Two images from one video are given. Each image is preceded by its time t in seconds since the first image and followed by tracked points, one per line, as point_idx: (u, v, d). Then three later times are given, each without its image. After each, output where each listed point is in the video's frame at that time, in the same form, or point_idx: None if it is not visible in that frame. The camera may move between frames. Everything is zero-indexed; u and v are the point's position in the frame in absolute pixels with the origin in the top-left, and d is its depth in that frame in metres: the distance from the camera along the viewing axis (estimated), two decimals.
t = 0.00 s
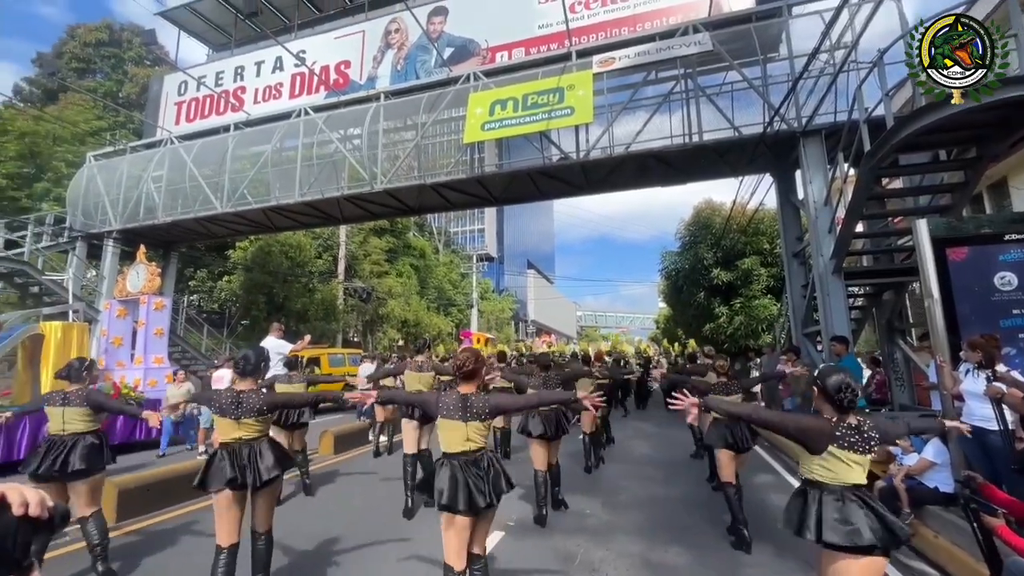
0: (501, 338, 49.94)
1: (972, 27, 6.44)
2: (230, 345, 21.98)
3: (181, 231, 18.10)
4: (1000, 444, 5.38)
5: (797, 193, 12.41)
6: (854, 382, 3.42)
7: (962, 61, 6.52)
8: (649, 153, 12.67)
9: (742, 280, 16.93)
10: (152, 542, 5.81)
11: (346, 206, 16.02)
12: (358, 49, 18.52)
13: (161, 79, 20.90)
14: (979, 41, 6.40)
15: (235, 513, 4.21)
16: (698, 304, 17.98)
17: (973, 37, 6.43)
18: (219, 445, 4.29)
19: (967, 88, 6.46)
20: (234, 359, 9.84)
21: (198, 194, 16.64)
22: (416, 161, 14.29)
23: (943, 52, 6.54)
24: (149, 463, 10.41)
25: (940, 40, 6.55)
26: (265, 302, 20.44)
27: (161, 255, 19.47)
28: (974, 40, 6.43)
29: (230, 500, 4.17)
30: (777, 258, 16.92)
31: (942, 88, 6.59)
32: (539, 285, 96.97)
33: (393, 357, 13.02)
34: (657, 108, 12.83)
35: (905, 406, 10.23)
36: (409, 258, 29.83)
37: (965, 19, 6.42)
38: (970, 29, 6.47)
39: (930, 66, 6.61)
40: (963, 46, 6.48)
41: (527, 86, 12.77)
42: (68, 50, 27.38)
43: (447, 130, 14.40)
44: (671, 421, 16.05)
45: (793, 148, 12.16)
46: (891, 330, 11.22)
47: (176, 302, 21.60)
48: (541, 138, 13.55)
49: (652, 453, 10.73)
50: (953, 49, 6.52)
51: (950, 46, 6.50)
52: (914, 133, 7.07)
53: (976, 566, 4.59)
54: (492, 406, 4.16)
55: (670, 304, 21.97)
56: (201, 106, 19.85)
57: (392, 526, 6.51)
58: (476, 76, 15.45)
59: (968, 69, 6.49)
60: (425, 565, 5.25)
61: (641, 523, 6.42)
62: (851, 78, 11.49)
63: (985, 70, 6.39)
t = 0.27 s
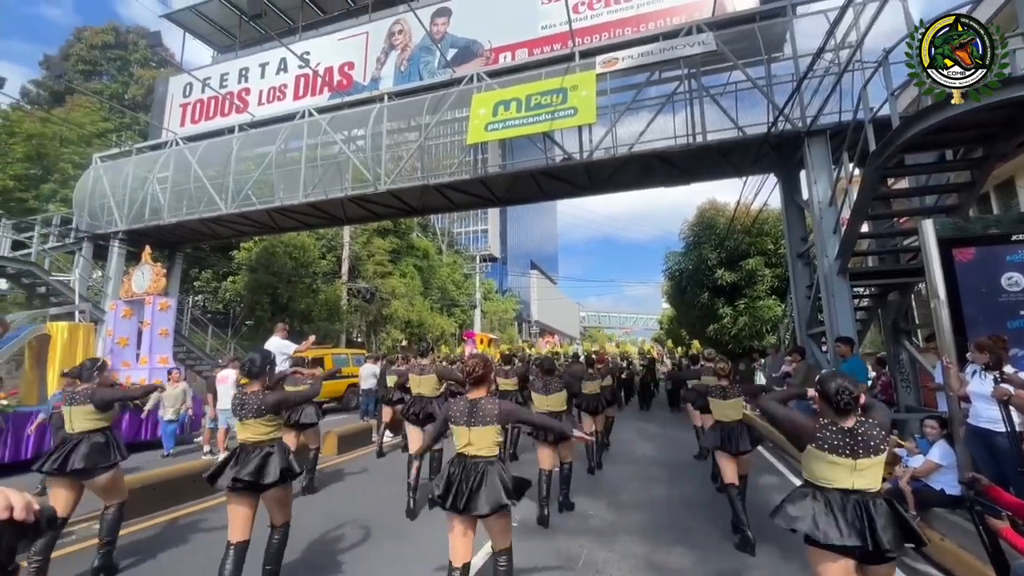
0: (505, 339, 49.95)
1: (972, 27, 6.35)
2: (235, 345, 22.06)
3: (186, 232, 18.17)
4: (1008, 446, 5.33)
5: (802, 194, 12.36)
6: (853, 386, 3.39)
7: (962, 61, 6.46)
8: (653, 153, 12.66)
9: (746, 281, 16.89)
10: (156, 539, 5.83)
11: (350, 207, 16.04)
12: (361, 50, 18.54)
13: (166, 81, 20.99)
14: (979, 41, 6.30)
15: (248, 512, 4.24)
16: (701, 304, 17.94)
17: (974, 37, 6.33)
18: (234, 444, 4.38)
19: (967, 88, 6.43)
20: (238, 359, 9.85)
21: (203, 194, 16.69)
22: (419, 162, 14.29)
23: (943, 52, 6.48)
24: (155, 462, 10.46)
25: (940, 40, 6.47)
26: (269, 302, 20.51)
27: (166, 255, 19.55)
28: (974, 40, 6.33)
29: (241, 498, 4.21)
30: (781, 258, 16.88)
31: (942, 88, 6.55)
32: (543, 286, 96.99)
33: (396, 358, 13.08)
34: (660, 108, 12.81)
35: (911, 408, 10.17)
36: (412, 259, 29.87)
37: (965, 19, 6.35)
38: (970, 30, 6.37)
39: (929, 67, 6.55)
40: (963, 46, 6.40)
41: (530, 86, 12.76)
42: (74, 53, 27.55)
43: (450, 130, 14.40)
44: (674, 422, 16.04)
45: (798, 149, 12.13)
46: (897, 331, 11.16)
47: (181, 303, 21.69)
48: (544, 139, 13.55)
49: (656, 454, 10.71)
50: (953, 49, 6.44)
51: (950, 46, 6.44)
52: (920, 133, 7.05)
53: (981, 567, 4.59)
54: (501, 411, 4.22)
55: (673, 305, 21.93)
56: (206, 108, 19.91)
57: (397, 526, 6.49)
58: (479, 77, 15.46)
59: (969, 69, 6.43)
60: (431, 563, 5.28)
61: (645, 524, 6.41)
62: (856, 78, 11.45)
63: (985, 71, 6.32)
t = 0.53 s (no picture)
0: (506, 339, 49.94)
1: (972, 27, 6.33)
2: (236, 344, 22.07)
3: (188, 232, 18.20)
4: (1008, 447, 5.33)
5: (804, 194, 12.35)
6: (843, 387, 3.46)
7: (962, 61, 6.44)
8: (654, 153, 12.65)
9: (748, 281, 16.87)
10: (157, 538, 5.84)
11: (351, 206, 16.05)
12: (363, 49, 18.54)
13: (168, 80, 21.02)
14: (979, 41, 6.28)
15: (286, 494, 4.47)
16: (703, 305, 17.93)
17: (974, 37, 6.31)
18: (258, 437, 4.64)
19: (967, 88, 6.42)
20: (239, 359, 9.86)
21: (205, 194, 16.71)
22: (420, 162, 14.29)
23: (943, 52, 6.47)
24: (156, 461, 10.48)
25: (940, 40, 6.47)
26: (270, 302, 20.53)
27: (168, 254, 19.58)
28: (974, 40, 6.31)
29: (276, 482, 4.44)
30: (782, 258, 16.85)
31: (941, 88, 6.54)
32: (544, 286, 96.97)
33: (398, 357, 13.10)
34: (662, 108, 12.80)
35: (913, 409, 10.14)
36: (413, 258, 29.88)
37: (966, 19, 6.33)
38: (970, 30, 6.36)
39: (929, 66, 6.55)
40: (963, 46, 6.38)
41: (532, 86, 12.75)
42: (77, 52, 27.59)
43: (452, 130, 14.40)
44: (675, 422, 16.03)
45: (800, 149, 12.12)
46: (899, 332, 11.12)
47: (183, 302, 21.73)
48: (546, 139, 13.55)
49: (657, 454, 10.71)
50: (953, 49, 6.43)
51: (950, 46, 6.42)
52: (922, 133, 7.04)
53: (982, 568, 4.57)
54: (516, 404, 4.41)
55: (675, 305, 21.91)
56: (207, 107, 19.93)
57: (399, 524, 6.49)
58: (481, 77, 15.46)
59: (969, 69, 6.41)
60: (433, 561, 5.29)
61: (645, 525, 6.40)
62: (858, 78, 11.42)
63: (985, 71, 6.30)
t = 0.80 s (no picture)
0: (505, 338, 49.94)
1: (973, 27, 6.28)
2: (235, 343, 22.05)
3: (186, 230, 18.18)
4: (1006, 448, 5.33)
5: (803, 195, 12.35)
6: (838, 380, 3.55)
7: (962, 61, 6.42)
8: (654, 153, 12.65)
9: (747, 281, 16.88)
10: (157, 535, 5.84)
11: (351, 205, 16.04)
12: (364, 48, 18.52)
13: (167, 78, 21.00)
14: (979, 41, 6.26)
15: (290, 490, 4.50)
16: (702, 305, 17.94)
17: (974, 37, 6.28)
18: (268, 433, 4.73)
19: (967, 88, 6.40)
20: (237, 357, 9.84)
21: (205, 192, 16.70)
22: (420, 161, 14.27)
23: (943, 52, 6.44)
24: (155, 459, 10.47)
25: (940, 40, 6.43)
26: (269, 300, 20.52)
27: (167, 252, 19.56)
28: (974, 40, 6.29)
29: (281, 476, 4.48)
30: (782, 259, 16.86)
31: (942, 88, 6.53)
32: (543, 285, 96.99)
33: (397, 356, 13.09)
34: (662, 109, 12.79)
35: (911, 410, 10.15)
36: (413, 257, 29.87)
37: (966, 18, 6.27)
38: (970, 29, 6.31)
39: (929, 67, 6.52)
40: (963, 45, 6.36)
41: (532, 86, 12.74)
42: (76, 49, 27.58)
43: (452, 129, 14.39)
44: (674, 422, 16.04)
45: (800, 150, 12.12)
46: (898, 333, 11.13)
47: (182, 300, 21.72)
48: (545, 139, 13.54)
49: (656, 454, 10.71)
50: (953, 49, 6.40)
51: (950, 46, 6.39)
52: (922, 134, 7.03)
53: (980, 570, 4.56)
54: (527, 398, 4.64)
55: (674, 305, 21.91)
56: (206, 105, 19.89)
57: (398, 521, 6.47)
58: (481, 76, 15.45)
59: (968, 69, 6.40)
60: (432, 559, 5.30)
61: (644, 525, 6.41)
62: (858, 79, 11.43)
63: (985, 71, 6.29)
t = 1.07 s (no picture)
0: (501, 336, 49.95)
1: (972, 27, 6.37)
2: (231, 340, 22.00)
3: (182, 226, 18.11)
4: (1000, 448, 5.36)
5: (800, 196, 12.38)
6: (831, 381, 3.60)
7: (962, 61, 6.48)
8: (652, 153, 12.66)
9: (744, 281, 16.90)
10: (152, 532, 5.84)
11: (348, 202, 16.02)
12: (362, 45, 18.49)
13: (163, 73, 20.92)
14: (979, 41, 6.34)
15: (296, 487, 4.49)
16: (699, 304, 17.96)
17: (974, 37, 6.36)
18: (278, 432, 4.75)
19: (967, 88, 6.46)
20: (233, 354, 9.82)
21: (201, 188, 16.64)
22: (418, 159, 14.26)
23: (943, 52, 6.50)
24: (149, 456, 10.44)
25: (940, 40, 6.50)
26: (266, 298, 20.47)
27: (162, 249, 19.49)
28: (974, 40, 6.36)
29: (291, 474, 4.50)
30: (778, 259, 16.89)
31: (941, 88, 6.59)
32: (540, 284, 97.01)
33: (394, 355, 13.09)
34: (660, 108, 12.79)
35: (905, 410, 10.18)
36: (410, 255, 29.85)
37: (965, 18, 6.35)
38: (970, 29, 6.40)
39: (929, 66, 6.60)
40: (963, 46, 6.42)
41: (530, 84, 12.75)
42: (71, 43, 27.46)
43: (450, 127, 14.39)
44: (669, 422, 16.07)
45: (797, 150, 12.16)
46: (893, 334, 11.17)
47: (177, 297, 21.66)
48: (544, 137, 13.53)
49: (651, 454, 10.73)
50: (953, 49, 6.47)
51: (950, 46, 6.46)
52: (919, 135, 7.06)
53: (973, 570, 4.59)
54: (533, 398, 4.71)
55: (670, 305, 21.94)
56: (203, 101, 19.83)
57: (393, 519, 6.47)
58: (479, 74, 15.43)
59: (969, 69, 6.46)
60: (428, 556, 5.31)
61: (640, 524, 6.42)
62: (856, 80, 11.46)
63: (985, 71, 6.35)
